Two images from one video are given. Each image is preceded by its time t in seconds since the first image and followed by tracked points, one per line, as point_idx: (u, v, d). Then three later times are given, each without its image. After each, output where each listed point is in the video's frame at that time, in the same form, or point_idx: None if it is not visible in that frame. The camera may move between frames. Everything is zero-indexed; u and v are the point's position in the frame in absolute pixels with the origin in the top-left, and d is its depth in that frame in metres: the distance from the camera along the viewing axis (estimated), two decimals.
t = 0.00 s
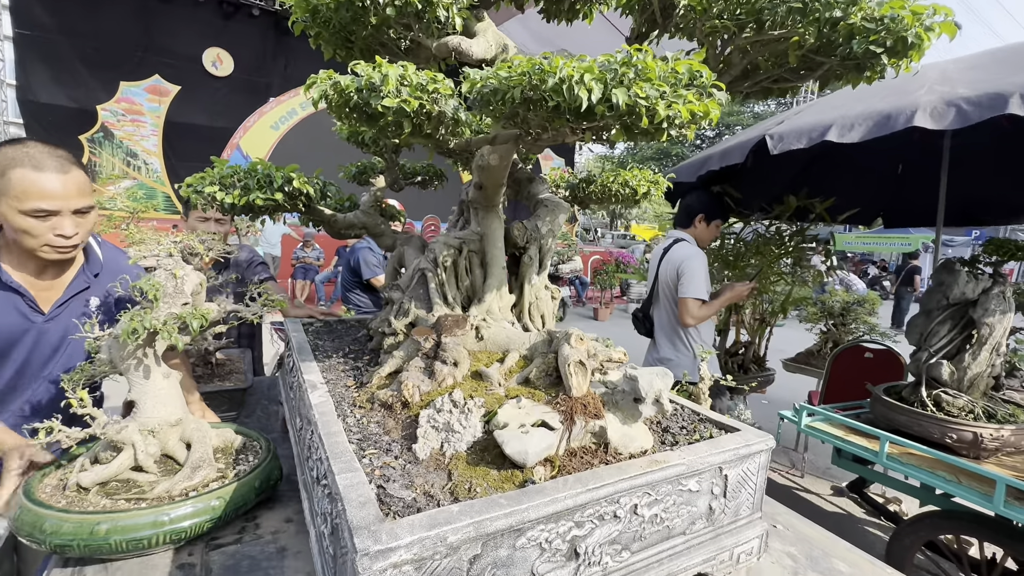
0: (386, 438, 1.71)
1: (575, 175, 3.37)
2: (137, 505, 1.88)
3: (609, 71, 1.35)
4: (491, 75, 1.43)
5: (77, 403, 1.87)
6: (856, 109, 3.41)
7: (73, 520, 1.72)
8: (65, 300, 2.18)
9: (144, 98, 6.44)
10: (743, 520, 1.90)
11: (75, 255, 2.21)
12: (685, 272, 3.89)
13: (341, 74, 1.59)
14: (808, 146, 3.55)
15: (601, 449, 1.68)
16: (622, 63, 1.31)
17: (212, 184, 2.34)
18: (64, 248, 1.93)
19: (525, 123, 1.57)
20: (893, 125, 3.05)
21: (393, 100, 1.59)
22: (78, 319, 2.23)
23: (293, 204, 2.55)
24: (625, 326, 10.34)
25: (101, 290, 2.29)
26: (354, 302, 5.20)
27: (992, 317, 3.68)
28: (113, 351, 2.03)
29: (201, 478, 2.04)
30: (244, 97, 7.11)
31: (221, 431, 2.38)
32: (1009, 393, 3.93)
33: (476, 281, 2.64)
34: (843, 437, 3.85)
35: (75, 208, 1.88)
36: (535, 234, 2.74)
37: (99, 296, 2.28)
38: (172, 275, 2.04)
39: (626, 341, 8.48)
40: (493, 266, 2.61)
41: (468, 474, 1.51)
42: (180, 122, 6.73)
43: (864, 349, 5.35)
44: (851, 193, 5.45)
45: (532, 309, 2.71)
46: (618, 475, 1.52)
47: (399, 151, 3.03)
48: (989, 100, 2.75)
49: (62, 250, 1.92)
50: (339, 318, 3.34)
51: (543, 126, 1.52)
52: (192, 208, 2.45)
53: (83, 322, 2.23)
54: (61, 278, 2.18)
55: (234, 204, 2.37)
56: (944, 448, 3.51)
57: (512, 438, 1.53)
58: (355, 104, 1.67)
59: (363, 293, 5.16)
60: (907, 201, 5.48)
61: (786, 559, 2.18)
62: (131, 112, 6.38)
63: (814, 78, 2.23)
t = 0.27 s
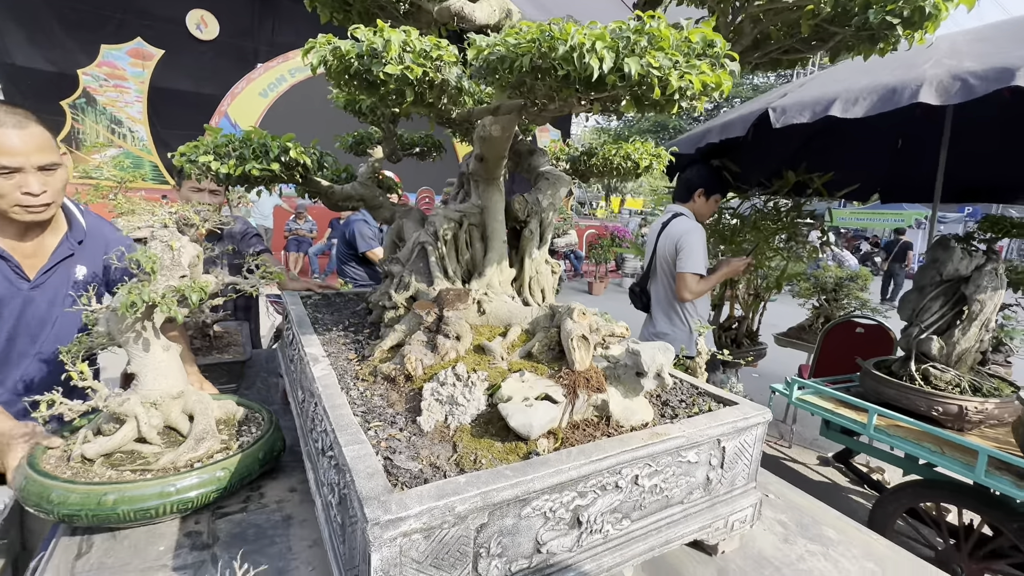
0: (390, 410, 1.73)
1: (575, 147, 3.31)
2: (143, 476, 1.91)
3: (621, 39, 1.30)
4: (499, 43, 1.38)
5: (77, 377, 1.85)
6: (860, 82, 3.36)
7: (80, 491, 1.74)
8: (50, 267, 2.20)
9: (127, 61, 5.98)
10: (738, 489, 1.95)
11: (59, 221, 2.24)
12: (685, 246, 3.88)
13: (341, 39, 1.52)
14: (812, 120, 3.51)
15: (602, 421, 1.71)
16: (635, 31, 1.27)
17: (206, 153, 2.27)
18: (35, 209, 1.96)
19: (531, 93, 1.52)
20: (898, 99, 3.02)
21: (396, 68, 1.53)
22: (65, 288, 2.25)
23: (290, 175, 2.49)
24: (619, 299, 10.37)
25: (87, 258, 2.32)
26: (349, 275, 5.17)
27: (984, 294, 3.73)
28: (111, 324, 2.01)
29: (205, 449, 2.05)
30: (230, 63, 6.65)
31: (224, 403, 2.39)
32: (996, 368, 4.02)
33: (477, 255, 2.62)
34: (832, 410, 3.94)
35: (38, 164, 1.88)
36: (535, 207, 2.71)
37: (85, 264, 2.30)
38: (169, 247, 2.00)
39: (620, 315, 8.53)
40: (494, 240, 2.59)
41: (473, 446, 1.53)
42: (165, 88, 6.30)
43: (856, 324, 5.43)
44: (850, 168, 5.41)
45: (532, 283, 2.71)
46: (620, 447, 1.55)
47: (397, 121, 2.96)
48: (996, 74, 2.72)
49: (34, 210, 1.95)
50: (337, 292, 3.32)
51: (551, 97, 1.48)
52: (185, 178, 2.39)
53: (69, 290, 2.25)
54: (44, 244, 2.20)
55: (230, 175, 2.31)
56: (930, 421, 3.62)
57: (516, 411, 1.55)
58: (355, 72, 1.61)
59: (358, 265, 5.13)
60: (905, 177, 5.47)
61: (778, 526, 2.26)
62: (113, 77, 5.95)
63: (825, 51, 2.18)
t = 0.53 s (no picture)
0: (391, 393, 1.71)
1: (575, 115, 3.19)
2: (138, 446, 1.84)
3: (636, 10, 1.21)
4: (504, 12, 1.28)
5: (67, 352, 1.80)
6: (872, 49, 3.24)
7: (77, 460, 1.71)
8: (28, 240, 2.12)
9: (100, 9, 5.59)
10: (734, 466, 1.98)
11: (34, 192, 2.13)
12: (685, 217, 3.83)
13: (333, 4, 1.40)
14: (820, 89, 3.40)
15: (603, 404, 1.71)
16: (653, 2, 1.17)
17: (190, 122, 2.15)
18: (11, 173, 1.86)
19: (537, 66, 1.42)
20: (911, 68, 2.92)
21: (393, 37, 1.42)
22: (46, 261, 2.16)
23: (279, 145, 2.38)
24: (613, 264, 10.34)
25: (68, 230, 2.23)
26: (342, 242, 5.08)
27: (979, 268, 3.74)
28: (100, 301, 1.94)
29: (200, 421, 1.98)
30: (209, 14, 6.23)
31: (219, 373, 2.31)
32: (984, 340, 4.09)
33: (474, 229, 2.56)
34: (823, 380, 4.02)
35: (8, 124, 1.79)
36: (535, 179, 2.62)
37: (66, 237, 2.22)
38: (156, 221, 1.91)
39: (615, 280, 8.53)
40: (492, 214, 2.52)
41: (474, 431, 1.53)
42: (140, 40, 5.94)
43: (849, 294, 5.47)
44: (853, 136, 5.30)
45: (530, 259, 2.67)
46: (621, 431, 1.55)
47: (390, 86, 2.82)
48: (1015, 45, 2.63)
49: (10, 174, 1.87)
50: (331, 263, 3.26)
51: (558, 71, 1.39)
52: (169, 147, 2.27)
53: (50, 264, 2.17)
54: (21, 216, 2.11)
55: (216, 145, 2.19)
56: (917, 391, 3.71)
57: (518, 396, 1.54)
58: (349, 40, 1.50)
59: (351, 233, 5.04)
60: (908, 146, 5.38)
61: (768, 498, 2.32)
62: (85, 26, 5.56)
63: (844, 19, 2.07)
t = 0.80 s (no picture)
0: (383, 405, 1.69)
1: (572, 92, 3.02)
2: (126, 455, 1.80)
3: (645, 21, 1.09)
4: (500, 19, 1.15)
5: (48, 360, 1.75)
6: (886, 24, 3.07)
7: (65, 471, 1.68)
8: None
9: None
10: (726, 468, 2.00)
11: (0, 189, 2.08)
12: (684, 194, 3.74)
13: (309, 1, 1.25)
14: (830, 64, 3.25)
15: (599, 416, 1.69)
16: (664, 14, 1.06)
17: (162, 112, 2.00)
18: None
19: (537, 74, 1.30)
20: (928, 46, 2.78)
21: (377, 40, 1.29)
22: (18, 261, 2.14)
23: (259, 133, 2.23)
24: (608, 229, 10.20)
25: (40, 227, 2.20)
26: (331, 215, 4.92)
27: (977, 251, 3.73)
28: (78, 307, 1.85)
29: (189, 425, 1.94)
30: None
31: (208, 370, 2.25)
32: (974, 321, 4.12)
33: (467, 220, 2.47)
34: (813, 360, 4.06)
35: None
36: (530, 167, 2.51)
37: (39, 235, 2.19)
38: (132, 223, 1.81)
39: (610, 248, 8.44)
40: (486, 205, 2.43)
41: (469, 450, 1.51)
42: None
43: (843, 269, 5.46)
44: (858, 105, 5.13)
45: (525, 250, 2.61)
46: (616, 448, 1.54)
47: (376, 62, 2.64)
48: None
49: None
50: (320, 249, 3.17)
51: (559, 80, 1.27)
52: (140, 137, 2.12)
53: (24, 264, 2.15)
54: None
55: (192, 136, 2.06)
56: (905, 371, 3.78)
57: (513, 416, 1.51)
58: (329, 39, 1.36)
59: (341, 205, 4.87)
60: (914, 116, 5.22)
61: (756, 490, 2.38)
62: None
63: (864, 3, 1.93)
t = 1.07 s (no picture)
0: (377, 433, 1.77)
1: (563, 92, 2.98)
2: (132, 476, 1.90)
3: (629, 102, 1.09)
4: (487, 95, 1.13)
5: (49, 391, 1.81)
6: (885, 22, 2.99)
7: (74, 495, 1.77)
8: None
9: None
10: (702, 479, 2.13)
11: None
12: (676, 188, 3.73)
13: (292, 63, 1.24)
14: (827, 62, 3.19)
15: (583, 443, 1.78)
16: (649, 98, 1.07)
17: (145, 135, 1.97)
18: None
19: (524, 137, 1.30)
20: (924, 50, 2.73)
21: (363, 101, 1.27)
22: None
23: (247, 151, 2.21)
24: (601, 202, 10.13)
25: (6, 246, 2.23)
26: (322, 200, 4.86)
27: (960, 248, 3.80)
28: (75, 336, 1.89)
29: (190, 445, 2.02)
30: None
31: (207, 384, 2.30)
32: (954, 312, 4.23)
33: (458, 233, 2.47)
34: (796, 351, 4.17)
35: None
36: (521, 179, 2.50)
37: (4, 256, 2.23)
38: (122, 254, 1.83)
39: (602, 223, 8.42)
40: (477, 219, 2.44)
41: (459, 482, 1.60)
42: None
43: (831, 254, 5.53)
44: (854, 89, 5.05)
45: (515, 260, 2.66)
46: (598, 478, 1.64)
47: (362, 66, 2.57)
48: None
49: None
50: (311, 251, 3.18)
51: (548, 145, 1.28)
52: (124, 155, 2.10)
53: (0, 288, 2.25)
54: None
55: (178, 157, 2.04)
56: (883, 363, 3.92)
57: (501, 451, 1.59)
58: (314, 93, 1.34)
59: (331, 190, 4.81)
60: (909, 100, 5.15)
61: (732, 492, 2.52)
62: None
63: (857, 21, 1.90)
